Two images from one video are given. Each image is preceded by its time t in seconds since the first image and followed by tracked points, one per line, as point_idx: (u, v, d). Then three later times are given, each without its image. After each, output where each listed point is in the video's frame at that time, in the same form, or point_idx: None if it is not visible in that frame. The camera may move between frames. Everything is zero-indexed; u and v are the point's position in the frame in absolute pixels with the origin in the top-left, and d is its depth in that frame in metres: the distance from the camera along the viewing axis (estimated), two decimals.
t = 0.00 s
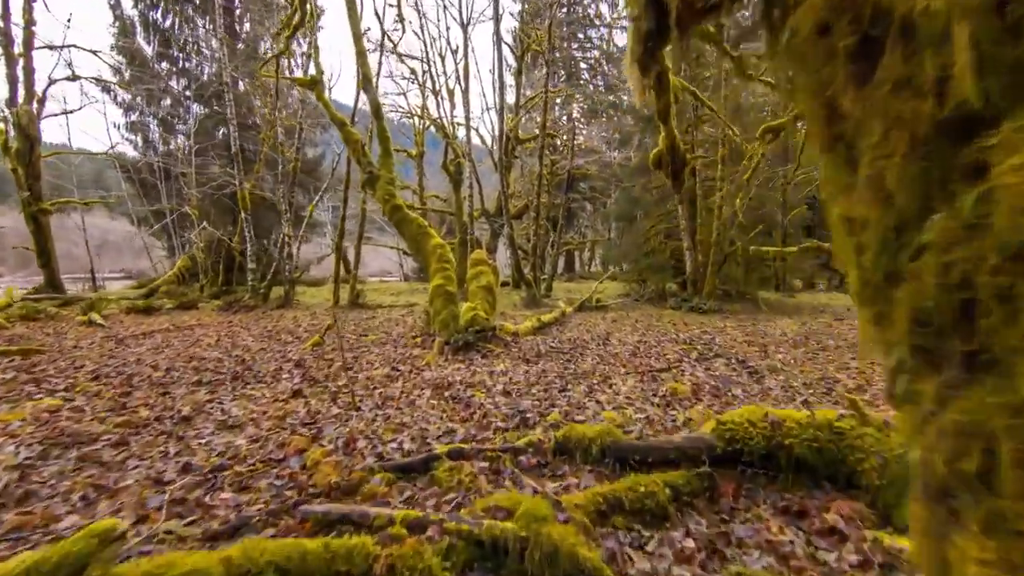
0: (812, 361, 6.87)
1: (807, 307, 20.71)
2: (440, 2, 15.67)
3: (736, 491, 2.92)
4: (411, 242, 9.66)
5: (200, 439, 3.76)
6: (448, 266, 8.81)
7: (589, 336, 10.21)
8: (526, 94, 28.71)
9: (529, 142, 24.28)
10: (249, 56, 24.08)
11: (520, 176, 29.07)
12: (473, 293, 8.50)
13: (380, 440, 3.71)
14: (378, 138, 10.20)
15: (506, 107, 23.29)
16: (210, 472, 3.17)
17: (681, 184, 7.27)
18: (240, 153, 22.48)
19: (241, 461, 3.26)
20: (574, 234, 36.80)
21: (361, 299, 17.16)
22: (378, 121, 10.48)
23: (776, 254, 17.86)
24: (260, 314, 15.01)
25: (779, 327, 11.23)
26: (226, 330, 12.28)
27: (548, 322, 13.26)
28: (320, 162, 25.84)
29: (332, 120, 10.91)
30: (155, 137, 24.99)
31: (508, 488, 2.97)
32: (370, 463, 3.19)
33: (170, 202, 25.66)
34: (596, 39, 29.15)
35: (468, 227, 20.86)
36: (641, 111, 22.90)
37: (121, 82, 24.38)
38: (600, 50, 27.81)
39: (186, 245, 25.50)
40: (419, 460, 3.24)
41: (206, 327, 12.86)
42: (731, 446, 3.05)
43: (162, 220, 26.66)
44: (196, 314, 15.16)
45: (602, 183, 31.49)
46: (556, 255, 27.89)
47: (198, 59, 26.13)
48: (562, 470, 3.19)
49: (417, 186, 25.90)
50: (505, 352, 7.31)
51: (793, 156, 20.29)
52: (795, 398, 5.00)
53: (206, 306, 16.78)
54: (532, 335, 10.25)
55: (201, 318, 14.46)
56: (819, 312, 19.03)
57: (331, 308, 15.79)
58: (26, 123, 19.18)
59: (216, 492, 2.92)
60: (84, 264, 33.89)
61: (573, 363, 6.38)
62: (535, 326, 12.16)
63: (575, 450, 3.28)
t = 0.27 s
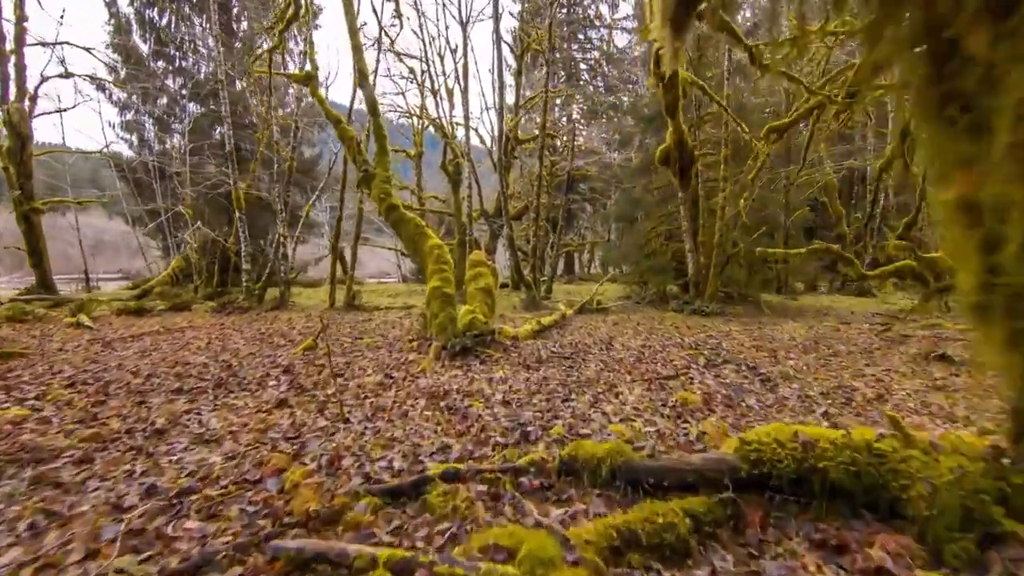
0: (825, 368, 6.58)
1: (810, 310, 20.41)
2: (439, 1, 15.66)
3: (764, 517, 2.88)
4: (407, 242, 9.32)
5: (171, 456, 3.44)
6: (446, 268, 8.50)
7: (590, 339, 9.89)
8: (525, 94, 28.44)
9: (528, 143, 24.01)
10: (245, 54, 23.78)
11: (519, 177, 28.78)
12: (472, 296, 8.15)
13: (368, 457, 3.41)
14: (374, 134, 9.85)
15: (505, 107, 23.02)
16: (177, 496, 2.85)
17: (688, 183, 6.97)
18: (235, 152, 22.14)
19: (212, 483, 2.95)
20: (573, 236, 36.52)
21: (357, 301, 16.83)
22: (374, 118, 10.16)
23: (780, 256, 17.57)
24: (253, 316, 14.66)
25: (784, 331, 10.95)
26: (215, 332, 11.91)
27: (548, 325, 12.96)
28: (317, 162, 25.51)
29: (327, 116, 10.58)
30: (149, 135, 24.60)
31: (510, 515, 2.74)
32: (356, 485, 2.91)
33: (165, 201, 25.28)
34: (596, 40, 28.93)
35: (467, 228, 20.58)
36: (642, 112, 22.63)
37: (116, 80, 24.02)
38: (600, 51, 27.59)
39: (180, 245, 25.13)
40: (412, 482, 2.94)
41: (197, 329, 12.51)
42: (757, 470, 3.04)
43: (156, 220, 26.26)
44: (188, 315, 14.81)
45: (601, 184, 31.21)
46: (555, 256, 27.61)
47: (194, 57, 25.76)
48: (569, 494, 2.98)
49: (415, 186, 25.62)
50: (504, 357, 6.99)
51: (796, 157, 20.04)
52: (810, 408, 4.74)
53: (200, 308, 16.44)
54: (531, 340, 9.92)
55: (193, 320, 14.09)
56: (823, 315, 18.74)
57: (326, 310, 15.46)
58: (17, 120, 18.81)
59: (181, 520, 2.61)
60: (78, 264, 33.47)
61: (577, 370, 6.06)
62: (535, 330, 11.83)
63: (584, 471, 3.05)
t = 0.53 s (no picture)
0: (840, 382, 6.24)
1: (813, 318, 20.09)
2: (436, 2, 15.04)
3: (803, 570, 2.55)
4: (401, 248, 8.94)
5: (126, 489, 3.11)
6: (441, 275, 8.12)
7: (591, 349, 9.53)
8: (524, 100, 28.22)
9: (527, 147, 23.71)
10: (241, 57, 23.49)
11: (517, 183, 28.48)
12: (468, 304, 7.78)
13: (349, 490, 3.10)
14: (368, 136, 9.52)
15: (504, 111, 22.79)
16: (122, 541, 2.61)
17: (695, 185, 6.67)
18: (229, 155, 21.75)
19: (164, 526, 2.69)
20: (572, 242, 36.22)
21: (351, 308, 16.44)
22: (368, 119, 9.82)
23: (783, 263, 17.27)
24: (243, 323, 14.25)
25: (790, 341, 10.61)
26: (202, 340, 11.48)
27: (547, 334, 12.60)
28: (313, 166, 25.15)
29: (320, 117, 10.24)
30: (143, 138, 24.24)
31: (507, 566, 2.51)
32: (329, 529, 2.64)
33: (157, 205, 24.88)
34: (595, 45, 28.78)
35: (464, 234, 20.23)
36: (642, 117, 22.41)
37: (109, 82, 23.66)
38: (599, 57, 27.41)
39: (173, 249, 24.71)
40: (395, 525, 2.68)
41: (185, 336, 12.11)
42: (794, 513, 2.73)
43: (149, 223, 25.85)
44: (176, 322, 14.39)
45: (600, 189, 30.95)
46: (554, 262, 27.29)
47: (189, 59, 25.40)
48: (576, 538, 2.74)
49: (412, 191, 25.28)
50: (501, 370, 6.61)
51: (798, 162, 19.78)
52: (832, 428, 4.40)
53: (189, 314, 16.04)
54: (530, 349, 9.55)
55: (181, 327, 13.68)
56: (826, 323, 18.43)
57: (319, 317, 15.08)
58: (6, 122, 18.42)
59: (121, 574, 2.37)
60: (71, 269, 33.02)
61: (579, 385, 5.69)
62: (533, 339, 11.46)
63: (592, 512, 2.85)
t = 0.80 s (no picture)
0: (855, 398, 5.93)
1: (814, 327, 19.82)
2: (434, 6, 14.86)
3: None
4: (395, 255, 8.59)
5: (79, 528, 2.83)
6: (437, 283, 7.78)
7: (592, 360, 9.20)
8: (522, 106, 28.02)
9: (525, 153, 23.46)
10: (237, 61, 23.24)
11: (515, 188, 28.25)
12: (464, 313, 7.43)
13: (326, 529, 2.81)
14: (362, 139, 9.20)
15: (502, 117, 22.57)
16: None
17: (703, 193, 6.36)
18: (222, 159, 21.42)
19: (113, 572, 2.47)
20: (570, 248, 36.00)
21: (346, 315, 16.10)
22: (362, 122, 9.51)
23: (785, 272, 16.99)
24: (233, 330, 13.88)
25: (796, 351, 10.30)
26: (189, 349, 11.10)
27: (545, 343, 12.29)
28: (309, 171, 24.83)
29: (313, 120, 9.93)
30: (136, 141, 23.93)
31: None
32: None
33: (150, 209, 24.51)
34: (594, 52, 28.64)
35: (461, 240, 19.98)
36: (641, 123, 22.20)
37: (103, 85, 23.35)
38: (598, 63, 27.27)
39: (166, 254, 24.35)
40: (375, 574, 2.42)
41: (173, 344, 11.75)
42: (839, 568, 2.44)
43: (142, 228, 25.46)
44: (165, 329, 14.01)
45: (599, 196, 30.74)
46: (552, 268, 27.03)
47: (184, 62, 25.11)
48: None
49: (409, 196, 25.00)
50: (499, 383, 6.28)
51: (799, 169, 19.58)
52: (853, 451, 4.09)
53: (180, 320, 15.70)
54: (528, 360, 9.21)
55: (169, 334, 13.30)
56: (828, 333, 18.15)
57: (312, 325, 14.74)
58: None
59: None
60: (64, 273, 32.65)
61: (581, 401, 5.36)
62: (531, 348, 11.13)
63: (602, 557, 2.53)
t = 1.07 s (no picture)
0: (877, 415, 5.55)
1: (816, 337, 19.47)
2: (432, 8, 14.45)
3: None
4: (387, 260, 8.17)
5: None
6: (431, 290, 7.37)
7: (594, 372, 8.79)
8: (520, 111, 27.77)
9: (523, 159, 23.16)
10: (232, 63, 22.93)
11: (513, 195, 27.94)
12: (460, 322, 7.00)
13: None
14: (354, 140, 8.82)
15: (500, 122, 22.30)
16: None
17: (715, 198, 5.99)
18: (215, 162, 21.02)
19: None
20: (569, 255, 35.70)
21: (339, 322, 15.68)
22: (354, 123, 9.13)
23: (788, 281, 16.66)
24: (222, 338, 13.42)
25: (804, 363, 9.91)
26: (173, 357, 10.65)
27: (544, 352, 11.91)
28: (304, 175, 24.48)
29: (304, 120, 9.56)
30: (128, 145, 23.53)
31: None
32: None
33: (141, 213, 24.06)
34: (592, 59, 28.48)
35: (458, 246, 19.61)
36: (641, 129, 21.95)
37: (95, 86, 22.96)
38: (597, 71, 27.08)
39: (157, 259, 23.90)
40: None
41: (157, 352, 11.32)
42: None
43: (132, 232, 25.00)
44: (151, 336, 13.53)
45: (598, 203, 30.47)
46: (550, 276, 26.69)
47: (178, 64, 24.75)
48: None
49: (406, 202, 24.65)
50: (495, 397, 5.89)
51: (801, 177, 19.31)
52: (888, 478, 3.71)
53: (168, 327, 15.27)
54: (527, 371, 8.79)
55: (154, 341, 12.83)
56: (832, 343, 17.79)
57: (304, 332, 14.33)
58: None
59: None
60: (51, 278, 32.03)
61: (585, 419, 4.95)
62: (529, 358, 10.73)
63: None
